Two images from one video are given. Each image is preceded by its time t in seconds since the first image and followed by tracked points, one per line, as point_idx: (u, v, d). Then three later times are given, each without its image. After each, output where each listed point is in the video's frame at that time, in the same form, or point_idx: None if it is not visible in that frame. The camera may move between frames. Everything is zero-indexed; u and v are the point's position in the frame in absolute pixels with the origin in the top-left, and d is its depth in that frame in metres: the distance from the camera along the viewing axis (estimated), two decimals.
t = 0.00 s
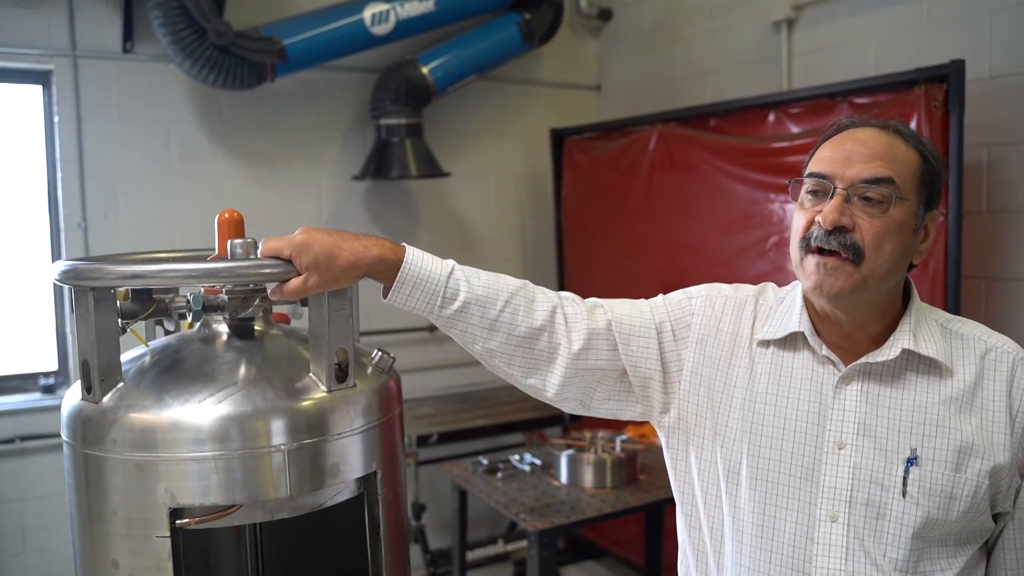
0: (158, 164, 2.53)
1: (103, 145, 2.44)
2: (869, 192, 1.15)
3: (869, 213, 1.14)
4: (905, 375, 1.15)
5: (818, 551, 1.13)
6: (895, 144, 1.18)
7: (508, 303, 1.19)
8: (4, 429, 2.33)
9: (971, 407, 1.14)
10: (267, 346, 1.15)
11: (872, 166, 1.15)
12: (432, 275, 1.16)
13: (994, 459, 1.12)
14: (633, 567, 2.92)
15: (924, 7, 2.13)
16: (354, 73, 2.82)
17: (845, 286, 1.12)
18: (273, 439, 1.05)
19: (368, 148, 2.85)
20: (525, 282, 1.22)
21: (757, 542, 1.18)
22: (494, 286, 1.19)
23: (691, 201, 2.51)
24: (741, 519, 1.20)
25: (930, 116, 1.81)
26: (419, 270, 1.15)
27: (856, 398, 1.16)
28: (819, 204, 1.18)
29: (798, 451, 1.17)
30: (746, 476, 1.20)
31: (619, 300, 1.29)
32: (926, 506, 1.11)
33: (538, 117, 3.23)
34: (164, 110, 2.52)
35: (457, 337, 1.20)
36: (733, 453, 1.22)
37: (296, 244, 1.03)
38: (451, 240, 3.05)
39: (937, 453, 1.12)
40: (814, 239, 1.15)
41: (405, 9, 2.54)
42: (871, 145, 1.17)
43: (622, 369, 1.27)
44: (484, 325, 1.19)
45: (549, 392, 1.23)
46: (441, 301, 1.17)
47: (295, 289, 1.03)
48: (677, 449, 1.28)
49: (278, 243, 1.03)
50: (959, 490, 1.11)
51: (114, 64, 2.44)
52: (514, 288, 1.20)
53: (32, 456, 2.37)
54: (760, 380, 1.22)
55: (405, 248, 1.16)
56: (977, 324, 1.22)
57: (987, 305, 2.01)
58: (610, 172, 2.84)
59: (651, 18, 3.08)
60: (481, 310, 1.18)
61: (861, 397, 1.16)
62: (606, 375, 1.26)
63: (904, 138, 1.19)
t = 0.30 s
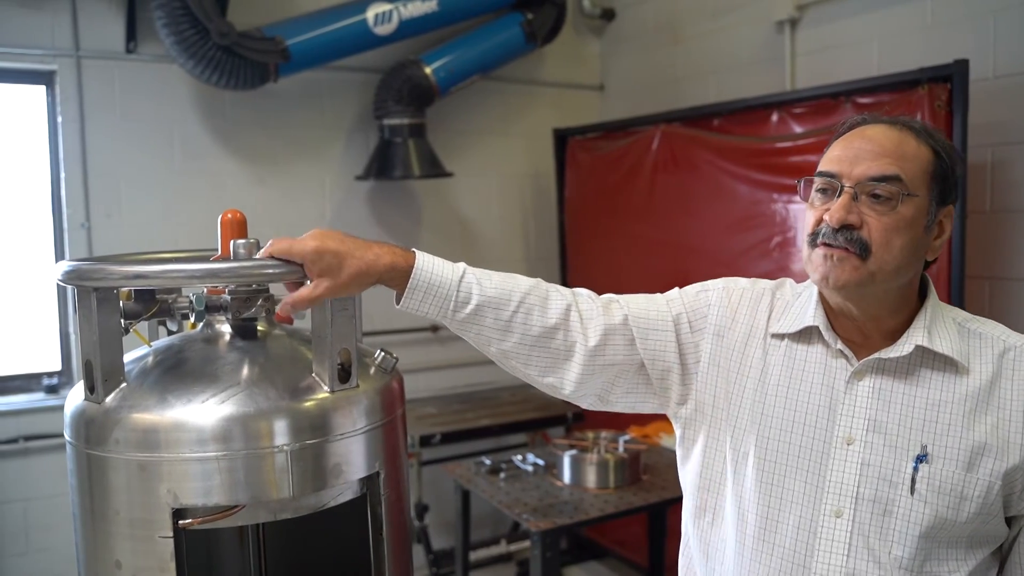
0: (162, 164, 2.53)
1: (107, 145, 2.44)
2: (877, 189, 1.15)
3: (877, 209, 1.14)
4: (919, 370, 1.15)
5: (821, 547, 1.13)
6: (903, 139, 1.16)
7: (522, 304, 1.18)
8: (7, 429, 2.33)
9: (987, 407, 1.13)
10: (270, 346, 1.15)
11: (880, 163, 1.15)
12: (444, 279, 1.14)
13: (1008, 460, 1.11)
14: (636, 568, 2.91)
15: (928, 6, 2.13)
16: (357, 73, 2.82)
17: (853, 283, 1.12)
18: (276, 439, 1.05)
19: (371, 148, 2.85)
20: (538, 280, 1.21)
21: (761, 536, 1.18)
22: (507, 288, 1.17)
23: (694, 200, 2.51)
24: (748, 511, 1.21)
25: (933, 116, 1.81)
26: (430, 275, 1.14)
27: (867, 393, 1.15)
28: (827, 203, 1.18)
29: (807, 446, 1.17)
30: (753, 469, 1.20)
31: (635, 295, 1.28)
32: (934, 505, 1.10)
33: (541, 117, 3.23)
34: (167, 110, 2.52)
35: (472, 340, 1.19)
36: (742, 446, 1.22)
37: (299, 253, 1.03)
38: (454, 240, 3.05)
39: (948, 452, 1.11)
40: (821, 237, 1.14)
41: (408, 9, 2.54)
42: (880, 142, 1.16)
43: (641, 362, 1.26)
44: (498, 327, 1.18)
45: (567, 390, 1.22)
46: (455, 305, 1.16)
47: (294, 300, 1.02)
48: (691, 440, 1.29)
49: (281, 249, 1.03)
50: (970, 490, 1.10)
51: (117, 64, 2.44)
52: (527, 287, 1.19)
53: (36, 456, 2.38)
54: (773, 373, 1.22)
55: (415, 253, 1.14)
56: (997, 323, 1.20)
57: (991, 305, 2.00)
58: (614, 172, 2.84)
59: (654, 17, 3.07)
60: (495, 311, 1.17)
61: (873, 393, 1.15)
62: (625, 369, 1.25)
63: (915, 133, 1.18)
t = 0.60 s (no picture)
0: (164, 164, 2.53)
1: (108, 145, 2.45)
2: (859, 177, 1.15)
3: (860, 198, 1.15)
4: (914, 366, 1.14)
5: (801, 538, 1.13)
6: (894, 130, 1.17)
7: (553, 328, 1.15)
8: (9, 429, 2.34)
9: (982, 405, 1.11)
10: (270, 346, 1.15)
11: (862, 153, 1.16)
12: (483, 310, 1.10)
13: (1000, 460, 1.09)
14: (638, 568, 2.91)
15: (930, 6, 2.12)
16: (359, 73, 2.82)
17: (832, 270, 1.13)
18: (277, 440, 1.05)
19: (373, 148, 2.84)
20: (563, 299, 1.18)
21: (744, 526, 1.19)
22: (540, 313, 1.14)
23: (696, 201, 2.51)
24: (733, 502, 1.21)
25: (936, 116, 1.80)
26: (472, 308, 1.09)
27: (859, 387, 1.15)
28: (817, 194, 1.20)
29: (794, 438, 1.17)
30: (740, 461, 1.21)
31: (643, 304, 1.26)
32: (917, 500, 1.09)
33: (543, 117, 3.23)
34: (169, 110, 2.52)
35: (505, 364, 1.16)
36: (732, 439, 1.23)
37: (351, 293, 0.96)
38: (456, 240, 3.04)
39: (936, 448, 1.10)
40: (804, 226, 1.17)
41: (410, 9, 2.54)
42: (866, 134, 1.18)
43: (657, 372, 1.23)
44: (531, 352, 1.15)
45: (591, 408, 1.20)
46: (492, 334, 1.12)
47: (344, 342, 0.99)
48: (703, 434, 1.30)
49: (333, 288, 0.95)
50: (957, 488, 1.09)
51: (119, 64, 2.44)
52: (558, 310, 1.16)
53: (38, 456, 2.38)
54: (769, 367, 1.22)
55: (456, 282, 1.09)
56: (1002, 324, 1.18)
57: (993, 306, 2.00)
58: (616, 172, 2.83)
59: (656, 17, 3.07)
60: (530, 338, 1.14)
61: (865, 387, 1.15)
62: (643, 380, 1.23)
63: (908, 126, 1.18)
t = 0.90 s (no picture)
0: (164, 164, 2.53)
1: (109, 145, 2.44)
2: (818, 174, 1.20)
3: (820, 194, 1.19)
4: (875, 360, 1.16)
5: (758, 530, 1.17)
6: (855, 127, 1.22)
7: (569, 305, 1.34)
8: (9, 429, 2.34)
9: (941, 399, 1.11)
10: (269, 347, 1.14)
11: (821, 150, 1.21)
12: (521, 274, 1.28)
13: (957, 454, 1.09)
14: (639, 568, 2.91)
15: (932, 6, 2.12)
16: (360, 73, 2.82)
17: (792, 264, 1.18)
18: (277, 440, 1.05)
19: (374, 148, 2.84)
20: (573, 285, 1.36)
21: (712, 519, 1.24)
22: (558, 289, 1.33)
23: (697, 201, 2.50)
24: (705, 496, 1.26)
25: (938, 115, 1.80)
26: (514, 268, 1.27)
27: (821, 384, 1.18)
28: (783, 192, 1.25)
29: (758, 433, 1.21)
30: (712, 455, 1.26)
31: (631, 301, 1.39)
32: (867, 493, 1.10)
33: (544, 117, 3.22)
34: (170, 110, 2.52)
35: (526, 329, 1.32)
36: (708, 435, 1.28)
37: (433, 218, 1.14)
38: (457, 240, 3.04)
39: (890, 442, 1.11)
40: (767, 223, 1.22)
41: (410, 8, 2.53)
42: (827, 131, 1.22)
43: (635, 364, 1.36)
44: (552, 322, 1.32)
45: (582, 387, 1.38)
46: (525, 296, 1.29)
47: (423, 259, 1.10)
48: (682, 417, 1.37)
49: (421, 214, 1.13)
50: (909, 481, 1.09)
51: (119, 64, 2.44)
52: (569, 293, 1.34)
53: (39, 456, 2.38)
54: (743, 365, 1.27)
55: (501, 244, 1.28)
56: (978, 319, 1.18)
57: (994, 306, 2.00)
58: (615, 174, 2.84)
59: (657, 17, 3.07)
60: (552, 310, 1.32)
61: (826, 383, 1.18)
62: (623, 369, 1.37)
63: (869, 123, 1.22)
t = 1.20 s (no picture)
0: (165, 164, 2.52)
1: (109, 144, 2.44)
2: (770, 172, 1.19)
3: (773, 191, 1.19)
4: (826, 354, 1.17)
5: (710, 521, 1.19)
6: (806, 124, 1.21)
7: (541, 254, 1.39)
8: (10, 428, 2.33)
9: (890, 394, 1.12)
10: (270, 346, 1.14)
11: (771, 148, 1.20)
12: (487, 216, 1.35)
13: (905, 447, 1.10)
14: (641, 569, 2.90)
15: (934, 5, 2.11)
16: (361, 72, 2.81)
17: (752, 262, 1.18)
18: (277, 439, 1.04)
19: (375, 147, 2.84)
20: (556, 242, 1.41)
21: (669, 510, 1.26)
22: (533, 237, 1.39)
23: (699, 200, 2.49)
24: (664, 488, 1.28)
25: (940, 115, 1.79)
26: (479, 208, 1.34)
27: (775, 377, 1.19)
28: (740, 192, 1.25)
29: (714, 427, 1.23)
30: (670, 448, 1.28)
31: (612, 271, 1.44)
32: (814, 485, 1.11)
33: (546, 116, 3.22)
34: (170, 109, 2.52)
35: (493, 272, 1.39)
36: (668, 428, 1.30)
37: (394, 149, 1.26)
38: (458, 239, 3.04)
39: (838, 436, 1.12)
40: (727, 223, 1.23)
41: (411, 8, 2.53)
42: (777, 130, 1.22)
43: (602, 331, 1.40)
44: (517, 266, 1.38)
45: (546, 334, 1.43)
46: (490, 237, 1.36)
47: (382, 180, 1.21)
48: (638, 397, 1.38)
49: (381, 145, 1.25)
50: (855, 474, 1.10)
51: (120, 64, 2.44)
52: (546, 245, 1.39)
53: (39, 456, 2.38)
54: (703, 358, 1.28)
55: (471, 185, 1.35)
56: (934, 315, 1.18)
57: (996, 306, 1.99)
58: (616, 173, 2.83)
59: (659, 16, 3.06)
60: (517, 254, 1.37)
61: (780, 377, 1.19)
62: (589, 331, 1.41)
63: (819, 121, 1.22)
